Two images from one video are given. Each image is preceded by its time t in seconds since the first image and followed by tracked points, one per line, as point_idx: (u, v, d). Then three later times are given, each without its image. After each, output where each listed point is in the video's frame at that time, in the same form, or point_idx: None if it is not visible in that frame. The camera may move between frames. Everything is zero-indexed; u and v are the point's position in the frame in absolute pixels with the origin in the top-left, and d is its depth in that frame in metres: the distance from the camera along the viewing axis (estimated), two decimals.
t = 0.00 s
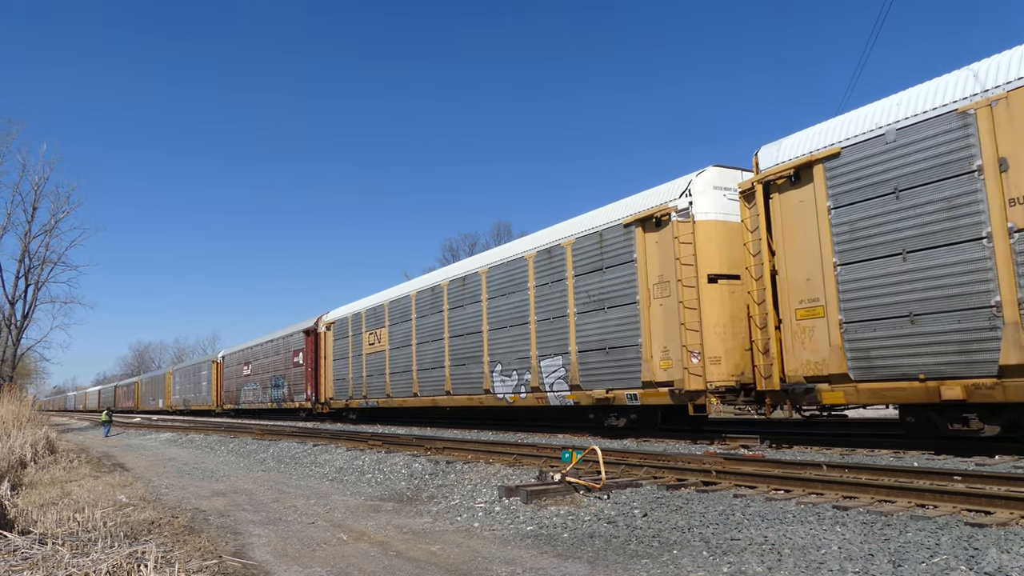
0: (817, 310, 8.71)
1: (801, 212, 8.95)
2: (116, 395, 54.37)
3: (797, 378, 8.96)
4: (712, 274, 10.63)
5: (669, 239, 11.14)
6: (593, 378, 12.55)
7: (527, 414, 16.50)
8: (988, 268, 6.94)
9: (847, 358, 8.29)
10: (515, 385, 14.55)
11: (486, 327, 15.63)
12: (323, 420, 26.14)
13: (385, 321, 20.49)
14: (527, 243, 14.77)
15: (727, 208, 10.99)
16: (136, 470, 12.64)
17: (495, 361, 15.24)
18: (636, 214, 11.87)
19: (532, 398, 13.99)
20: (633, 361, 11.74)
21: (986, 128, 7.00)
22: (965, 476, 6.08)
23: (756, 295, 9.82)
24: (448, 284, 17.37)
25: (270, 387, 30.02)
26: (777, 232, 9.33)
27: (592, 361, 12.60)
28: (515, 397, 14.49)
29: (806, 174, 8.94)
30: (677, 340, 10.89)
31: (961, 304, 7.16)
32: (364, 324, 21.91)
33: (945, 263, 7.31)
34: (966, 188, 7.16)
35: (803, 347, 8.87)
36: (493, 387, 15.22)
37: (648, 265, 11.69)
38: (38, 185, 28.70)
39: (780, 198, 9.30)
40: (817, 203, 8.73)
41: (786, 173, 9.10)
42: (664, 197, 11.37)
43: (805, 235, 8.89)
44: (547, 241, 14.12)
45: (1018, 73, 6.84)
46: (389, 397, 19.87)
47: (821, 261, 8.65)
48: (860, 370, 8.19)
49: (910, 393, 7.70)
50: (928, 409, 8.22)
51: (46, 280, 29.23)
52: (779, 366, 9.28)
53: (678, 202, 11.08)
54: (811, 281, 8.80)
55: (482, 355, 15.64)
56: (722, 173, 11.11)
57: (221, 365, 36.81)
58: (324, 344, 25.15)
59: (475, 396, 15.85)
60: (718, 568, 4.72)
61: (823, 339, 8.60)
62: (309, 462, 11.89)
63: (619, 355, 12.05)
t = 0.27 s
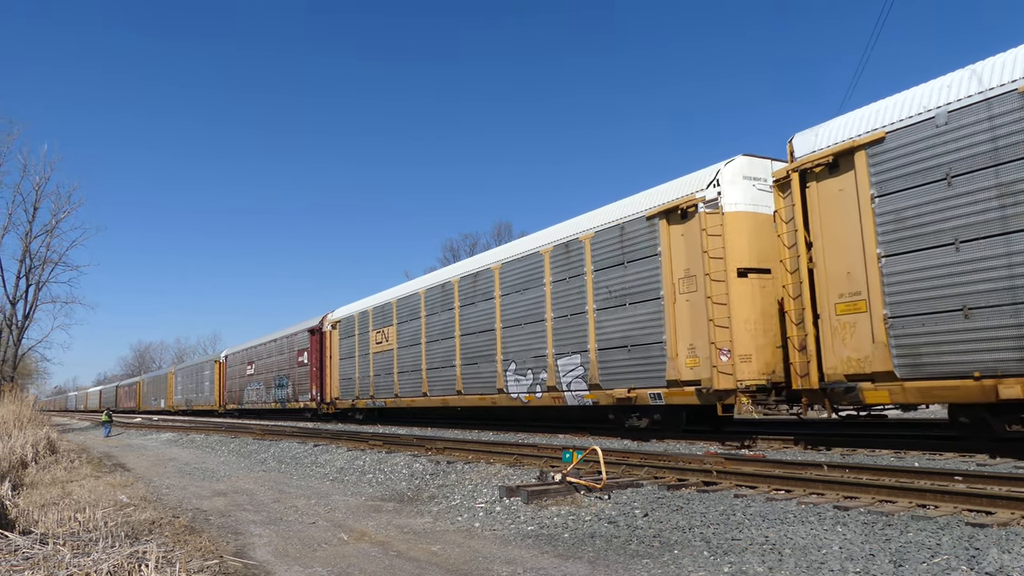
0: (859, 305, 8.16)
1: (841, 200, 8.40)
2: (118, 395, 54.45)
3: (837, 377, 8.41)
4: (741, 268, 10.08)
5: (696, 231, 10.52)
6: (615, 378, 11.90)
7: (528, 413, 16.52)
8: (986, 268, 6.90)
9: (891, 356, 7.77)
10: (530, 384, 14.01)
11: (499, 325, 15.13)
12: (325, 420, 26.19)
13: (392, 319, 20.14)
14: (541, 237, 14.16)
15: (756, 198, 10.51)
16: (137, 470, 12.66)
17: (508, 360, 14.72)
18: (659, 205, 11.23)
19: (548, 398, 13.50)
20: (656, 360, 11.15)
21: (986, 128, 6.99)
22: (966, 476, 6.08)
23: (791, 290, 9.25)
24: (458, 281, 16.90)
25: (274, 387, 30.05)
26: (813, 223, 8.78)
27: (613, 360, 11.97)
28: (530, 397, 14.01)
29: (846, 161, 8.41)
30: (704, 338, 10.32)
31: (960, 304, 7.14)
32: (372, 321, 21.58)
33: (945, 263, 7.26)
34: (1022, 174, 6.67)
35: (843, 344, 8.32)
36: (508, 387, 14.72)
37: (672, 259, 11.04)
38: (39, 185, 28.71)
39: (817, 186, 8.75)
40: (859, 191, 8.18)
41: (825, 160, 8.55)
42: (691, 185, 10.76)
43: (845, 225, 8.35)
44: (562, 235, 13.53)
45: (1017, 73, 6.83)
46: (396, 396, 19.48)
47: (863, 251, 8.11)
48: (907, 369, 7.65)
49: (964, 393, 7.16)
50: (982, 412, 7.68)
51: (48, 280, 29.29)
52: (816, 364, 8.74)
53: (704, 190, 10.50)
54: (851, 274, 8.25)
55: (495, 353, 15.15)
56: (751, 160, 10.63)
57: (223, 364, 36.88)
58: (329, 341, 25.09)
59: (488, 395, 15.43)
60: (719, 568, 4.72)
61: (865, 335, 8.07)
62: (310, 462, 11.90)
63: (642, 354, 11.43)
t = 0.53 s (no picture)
0: (907, 298, 7.64)
1: (886, 188, 7.91)
2: (119, 395, 54.49)
3: (881, 375, 7.88)
4: (774, 261, 9.70)
5: (725, 223, 10.15)
6: (639, 377, 11.51)
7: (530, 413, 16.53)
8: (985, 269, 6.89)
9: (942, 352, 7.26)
10: (546, 384, 13.73)
11: (514, 322, 14.83)
12: (329, 420, 26.23)
13: (401, 317, 19.87)
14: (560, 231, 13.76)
15: (789, 187, 10.05)
16: (137, 470, 12.66)
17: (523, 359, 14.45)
18: (686, 198, 10.81)
19: (567, 397, 13.16)
20: (682, 357, 10.80)
21: (986, 128, 6.99)
22: (967, 476, 6.08)
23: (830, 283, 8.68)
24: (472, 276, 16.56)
25: (277, 387, 30.07)
26: (854, 213, 8.25)
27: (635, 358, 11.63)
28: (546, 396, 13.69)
29: (891, 146, 7.91)
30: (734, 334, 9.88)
31: (958, 304, 7.15)
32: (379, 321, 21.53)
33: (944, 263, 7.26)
34: None
35: (888, 340, 7.81)
36: (523, 386, 14.48)
37: (700, 253, 10.64)
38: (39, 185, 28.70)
39: (858, 174, 8.23)
40: (906, 178, 7.69)
41: (868, 145, 8.05)
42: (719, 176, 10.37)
43: (892, 215, 7.82)
44: (582, 228, 13.14)
45: (1017, 73, 6.84)
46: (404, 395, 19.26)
47: (910, 241, 7.62)
48: (959, 366, 7.16)
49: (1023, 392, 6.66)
50: None
51: (48, 280, 29.30)
52: (859, 362, 8.16)
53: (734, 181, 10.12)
54: (898, 267, 7.73)
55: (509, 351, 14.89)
56: (785, 149, 10.12)
57: (225, 364, 36.90)
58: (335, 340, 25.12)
59: (502, 395, 15.14)
60: (720, 568, 4.72)
61: (913, 330, 7.56)
62: (311, 462, 11.90)
63: (666, 351, 11.09)
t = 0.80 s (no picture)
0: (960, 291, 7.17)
1: (935, 175, 7.46)
2: (120, 395, 54.57)
3: (931, 372, 7.41)
4: (810, 254, 9.19)
5: (756, 214, 9.64)
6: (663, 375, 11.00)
7: (531, 412, 16.55)
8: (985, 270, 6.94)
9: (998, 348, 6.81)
10: (562, 383, 13.31)
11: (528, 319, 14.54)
12: (333, 420, 26.27)
13: (409, 315, 19.74)
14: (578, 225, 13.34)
15: (824, 177, 9.51)
16: (138, 470, 12.67)
17: (539, 357, 14.07)
18: (714, 187, 10.27)
19: (584, 397, 12.77)
20: (709, 355, 10.27)
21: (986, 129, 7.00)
22: (968, 476, 6.08)
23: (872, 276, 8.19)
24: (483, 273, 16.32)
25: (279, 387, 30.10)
26: (900, 201, 7.79)
27: (658, 357, 11.11)
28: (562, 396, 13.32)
29: (940, 131, 7.46)
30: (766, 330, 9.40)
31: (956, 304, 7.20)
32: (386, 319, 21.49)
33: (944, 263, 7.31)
34: None
35: (938, 336, 7.34)
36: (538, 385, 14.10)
37: (728, 245, 10.10)
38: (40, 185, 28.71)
39: (904, 160, 7.79)
40: (958, 164, 7.24)
41: (915, 130, 7.60)
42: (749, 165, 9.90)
43: (943, 203, 7.35)
44: (603, 221, 12.65)
45: (1018, 74, 6.84)
46: (413, 395, 19.15)
47: (963, 231, 7.16)
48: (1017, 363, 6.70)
49: None
50: None
51: (49, 280, 29.31)
52: (905, 359, 7.70)
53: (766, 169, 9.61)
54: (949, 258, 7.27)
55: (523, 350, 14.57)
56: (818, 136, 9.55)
57: (227, 364, 36.94)
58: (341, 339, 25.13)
59: (514, 395, 14.82)
60: (721, 568, 4.72)
61: (966, 325, 7.09)
62: (312, 462, 11.91)
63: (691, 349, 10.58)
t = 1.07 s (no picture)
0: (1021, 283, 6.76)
1: (989, 159, 7.07)
2: (121, 395, 54.62)
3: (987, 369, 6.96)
4: (847, 246, 8.94)
5: (790, 205, 9.36)
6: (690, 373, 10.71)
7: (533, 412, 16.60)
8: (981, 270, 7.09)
9: None
10: (580, 382, 13.09)
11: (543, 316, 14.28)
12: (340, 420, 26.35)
13: (419, 313, 19.68)
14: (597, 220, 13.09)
15: (863, 165, 9.26)
16: (138, 470, 12.68)
17: (556, 356, 13.86)
18: (745, 178, 9.98)
19: (605, 397, 12.52)
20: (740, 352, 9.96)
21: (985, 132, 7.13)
22: (968, 477, 6.08)
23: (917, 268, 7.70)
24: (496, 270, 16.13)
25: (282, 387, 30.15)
26: (951, 188, 7.35)
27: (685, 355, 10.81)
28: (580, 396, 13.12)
29: (996, 113, 7.09)
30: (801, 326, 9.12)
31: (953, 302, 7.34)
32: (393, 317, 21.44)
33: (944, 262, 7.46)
34: None
35: (996, 330, 6.90)
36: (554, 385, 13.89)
37: (761, 238, 9.78)
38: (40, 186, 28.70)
39: (955, 144, 7.38)
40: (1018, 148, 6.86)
41: (969, 112, 7.20)
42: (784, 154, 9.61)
43: (1001, 189, 6.95)
44: (620, 217, 12.50)
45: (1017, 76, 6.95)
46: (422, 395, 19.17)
47: None
48: None
49: None
50: None
51: (49, 280, 29.33)
52: (957, 356, 7.20)
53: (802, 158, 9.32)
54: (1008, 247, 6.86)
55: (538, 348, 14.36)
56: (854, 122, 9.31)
57: (229, 364, 36.97)
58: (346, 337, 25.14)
59: (529, 394, 14.69)
60: (722, 568, 4.72)
61: None
62: (312, 462, 11.92)
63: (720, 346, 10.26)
